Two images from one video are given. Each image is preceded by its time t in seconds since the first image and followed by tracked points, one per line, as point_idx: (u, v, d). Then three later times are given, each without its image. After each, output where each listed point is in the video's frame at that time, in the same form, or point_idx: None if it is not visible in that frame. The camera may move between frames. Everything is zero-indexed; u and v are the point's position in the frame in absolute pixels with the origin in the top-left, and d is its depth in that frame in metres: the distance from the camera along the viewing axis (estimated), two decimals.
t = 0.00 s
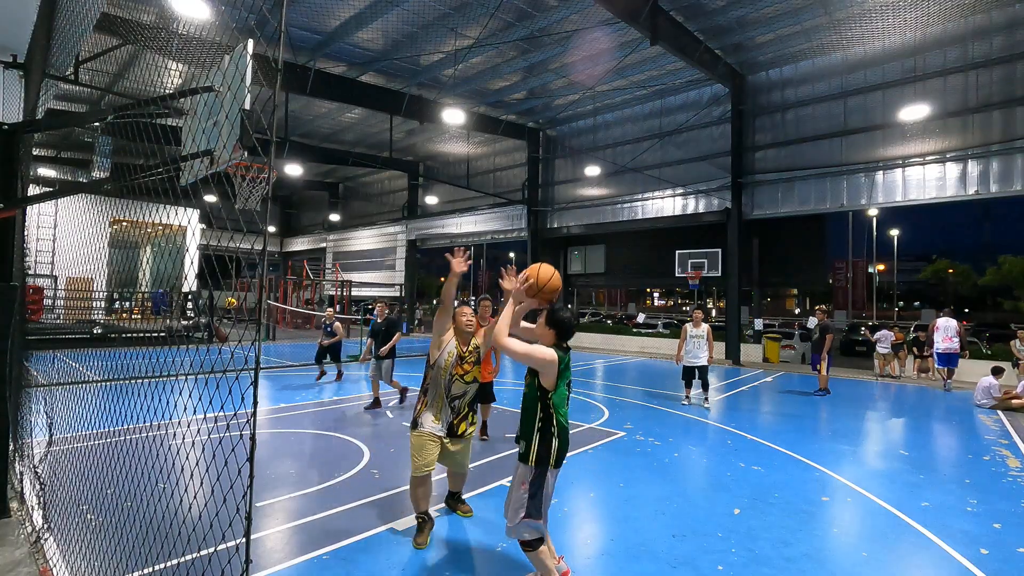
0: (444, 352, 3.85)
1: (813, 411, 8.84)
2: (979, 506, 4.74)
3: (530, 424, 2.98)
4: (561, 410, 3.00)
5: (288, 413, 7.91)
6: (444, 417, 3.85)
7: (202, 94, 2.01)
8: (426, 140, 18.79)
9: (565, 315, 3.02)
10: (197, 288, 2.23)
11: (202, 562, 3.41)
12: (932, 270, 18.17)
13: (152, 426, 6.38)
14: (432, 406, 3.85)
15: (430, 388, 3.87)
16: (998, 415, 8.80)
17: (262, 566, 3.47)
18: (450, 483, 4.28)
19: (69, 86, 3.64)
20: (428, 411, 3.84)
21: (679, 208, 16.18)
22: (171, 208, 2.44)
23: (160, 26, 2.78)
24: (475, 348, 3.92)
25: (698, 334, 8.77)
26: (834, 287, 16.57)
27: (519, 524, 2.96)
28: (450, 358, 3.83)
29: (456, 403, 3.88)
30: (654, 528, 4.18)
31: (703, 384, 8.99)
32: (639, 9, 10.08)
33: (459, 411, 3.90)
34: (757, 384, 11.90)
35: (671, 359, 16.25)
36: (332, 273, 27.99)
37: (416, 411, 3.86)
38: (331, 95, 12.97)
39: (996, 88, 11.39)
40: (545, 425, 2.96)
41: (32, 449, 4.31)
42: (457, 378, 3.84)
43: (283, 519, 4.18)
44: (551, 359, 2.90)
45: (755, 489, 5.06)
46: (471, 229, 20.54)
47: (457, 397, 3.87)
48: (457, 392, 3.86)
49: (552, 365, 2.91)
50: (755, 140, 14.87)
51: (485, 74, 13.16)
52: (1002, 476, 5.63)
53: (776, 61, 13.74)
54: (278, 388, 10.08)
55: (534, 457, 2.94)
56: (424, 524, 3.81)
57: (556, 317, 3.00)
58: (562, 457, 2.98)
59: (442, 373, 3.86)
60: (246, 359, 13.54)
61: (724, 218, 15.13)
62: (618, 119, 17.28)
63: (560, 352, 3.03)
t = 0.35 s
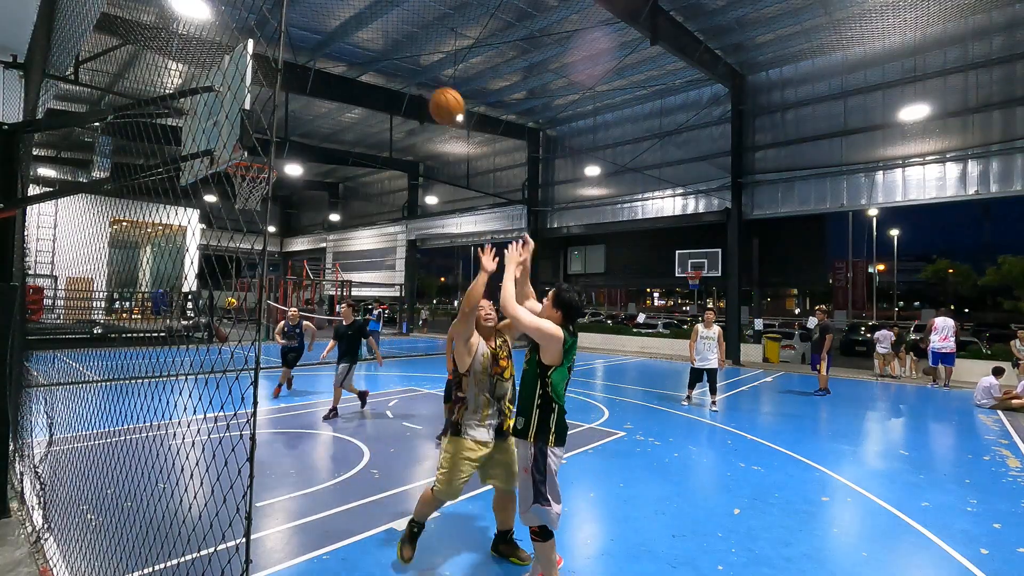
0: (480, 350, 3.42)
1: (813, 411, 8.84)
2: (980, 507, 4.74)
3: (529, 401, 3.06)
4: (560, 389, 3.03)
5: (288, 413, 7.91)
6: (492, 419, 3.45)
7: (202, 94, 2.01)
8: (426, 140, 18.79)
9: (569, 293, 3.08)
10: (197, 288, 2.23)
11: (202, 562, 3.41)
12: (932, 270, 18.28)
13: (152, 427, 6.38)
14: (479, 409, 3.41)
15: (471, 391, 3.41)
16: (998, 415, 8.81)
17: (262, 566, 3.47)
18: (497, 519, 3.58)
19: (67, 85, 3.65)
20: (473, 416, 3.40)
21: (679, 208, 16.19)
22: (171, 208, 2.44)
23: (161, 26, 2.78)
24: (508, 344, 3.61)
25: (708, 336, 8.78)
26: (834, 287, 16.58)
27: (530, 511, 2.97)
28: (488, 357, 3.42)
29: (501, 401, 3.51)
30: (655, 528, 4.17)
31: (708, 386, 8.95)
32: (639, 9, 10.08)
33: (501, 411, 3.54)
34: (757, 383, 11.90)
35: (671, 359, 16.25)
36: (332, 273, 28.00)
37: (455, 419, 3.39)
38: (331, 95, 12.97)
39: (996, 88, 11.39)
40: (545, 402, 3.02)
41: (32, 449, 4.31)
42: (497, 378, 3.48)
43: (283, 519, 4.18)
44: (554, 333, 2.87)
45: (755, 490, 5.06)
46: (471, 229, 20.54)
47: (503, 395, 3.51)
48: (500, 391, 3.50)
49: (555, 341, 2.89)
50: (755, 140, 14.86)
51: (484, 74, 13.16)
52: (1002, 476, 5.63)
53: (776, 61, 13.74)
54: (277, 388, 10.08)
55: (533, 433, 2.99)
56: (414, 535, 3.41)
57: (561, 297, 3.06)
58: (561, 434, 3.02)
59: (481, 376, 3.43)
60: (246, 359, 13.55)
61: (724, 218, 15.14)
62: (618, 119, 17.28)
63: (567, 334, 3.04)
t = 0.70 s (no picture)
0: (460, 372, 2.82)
1: (814, 411, 8.84)
2: (980, 507, 4.74)
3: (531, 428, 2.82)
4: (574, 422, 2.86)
5: (288, 413, 7.90)
6: (486, 458, 2.75)
7: (202, 94, 2.01)
8: (426, 140, 18.79)
9: (599, 317, 2.80)
10: (197, 288, 2.23)
11: (201, 562, 3.42)
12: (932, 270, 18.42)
13: (152, 427, 6.38)
14: (466, 447, 2.75)
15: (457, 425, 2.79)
16: (998, 415, 8.81)
17: (262, 566, 3.47)
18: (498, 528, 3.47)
19: (67, 86, 3.65)
20: (463, 455, 2.74)
21: (679, 208, 16.18)
22: (171, 208, 2.44)
23: (161, 26, 2.78)
24: (502, 363, 2.91)
25: (715, 335, 8.68)
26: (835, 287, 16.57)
27: (524, 525, 2.88)
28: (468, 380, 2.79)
29: (496, 432, 2.80)
30: (655, 528, 4.17)
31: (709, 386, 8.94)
32: (639, 9, 10.08)
33: (502, 443, 2.82)
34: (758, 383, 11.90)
35: (671, 360, 16.25)
36: (332, 273, 28.00)
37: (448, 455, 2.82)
38: (331, 95, 12.97)
39: (996, 88, 11.39)
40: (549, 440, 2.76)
41: (32, 449, 4.31)
42: (485, 402, 2.79)
43: (282, 520, 4.18)
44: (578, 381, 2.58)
45: (756, 490, 5.06)
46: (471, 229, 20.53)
47: (496, 425, 2.80)
48: (492, 421, 2.79)
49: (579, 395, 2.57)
50: (755, 140, 14.86)
51: (484, 74, 13.16)
52: (1002, 476, 5.63)
53: (776, 61, 13.74)
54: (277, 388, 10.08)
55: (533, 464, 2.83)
56: None
57: (591, 318, 2.80)
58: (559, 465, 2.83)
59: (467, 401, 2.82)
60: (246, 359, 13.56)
61: (724, 218, 15.14)
62: (618, 119, 17.27)
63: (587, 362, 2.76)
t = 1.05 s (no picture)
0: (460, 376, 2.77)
1: (814, 411, 8.84)
2: (980, 506, 4.74)
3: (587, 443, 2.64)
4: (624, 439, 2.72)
5: (288, 413, 7.91)
6: (464, 465, 2.60)
7: (202, 94, 2.01)
8: (426, 140, 18.79)
9: (653, 328, 2.64)
10: (198, 288, 2.23)
11: (201, 562, 3.42)
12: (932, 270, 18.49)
13: (152, 427, 6.39)
14: (453, 451, 2.69)
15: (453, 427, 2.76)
16: (998, 415, 8.81)
17: (262, 566, 3.47)
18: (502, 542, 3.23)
19: (67, 86, 3.66)
20: (452, 459, 2.69)
21: (679, 208, 16.18)
22: (171, 208, 2.44)
23: (161, 26, 2.78)
24: (494, 369, 2.64)
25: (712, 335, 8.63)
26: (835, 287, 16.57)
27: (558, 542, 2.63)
28: (460, 384, 2.72)
29: (477, 442, 2.58)
30: (655, 528, 4.18)
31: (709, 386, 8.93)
32: (639, 9, 10.08)
33: (488, 453, 2.55)
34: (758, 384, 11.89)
35: (670, 360, 16.25)
36: (332, 273, 27.99)
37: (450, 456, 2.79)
38: (331, 95, 12.97)
39: (996, 88, 11.39)
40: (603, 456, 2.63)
41: (32, 449, 4.30)
42: (471, 408, 2.63)
43: (282, 519, 4.18)
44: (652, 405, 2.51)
45: (755, 489, 5.06)
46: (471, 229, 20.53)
47: (477, 433, 2.58)
48: (475, 429, 2.60)
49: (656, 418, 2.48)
50: (755, 140, 14.86)
51: (484, 74, 13.16)
52: (1002, 476, 5.63)
53: (776, 61, 13.74)
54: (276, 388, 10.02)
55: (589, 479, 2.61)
56: None
57: (645, 330, 2.62)
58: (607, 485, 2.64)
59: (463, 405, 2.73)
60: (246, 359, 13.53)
61: (724, 218, 15.14)
62: (618, 119, 17.28)
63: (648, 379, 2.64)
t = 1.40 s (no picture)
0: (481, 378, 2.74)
1: (814, 411, 8.83)
2: (980, 506, 4.74)
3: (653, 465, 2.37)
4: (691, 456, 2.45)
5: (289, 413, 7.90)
6: (478, 466, 2.62)
7: (202, 94, 2.01)
8: (426, 140, 18.78)
9: (720, 338, 2.28)
10: (197, 289, 2.22)
11: (201, 562, 3.43)
12: (932, 270, 18.10)
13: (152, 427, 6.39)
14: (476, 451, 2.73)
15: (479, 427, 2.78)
16: (998, 415, 8.81)
17: (262, 566, 3.46)
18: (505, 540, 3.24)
19: (67, 86, 3.66)
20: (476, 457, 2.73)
21: (679, 208, 16.17)
22: (171, 208, 2.44)
23: (161, 26, 2.78)
24: (495, 375, 2.55)
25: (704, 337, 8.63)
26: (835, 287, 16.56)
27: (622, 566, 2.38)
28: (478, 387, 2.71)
29: (486, 445, 2.56)
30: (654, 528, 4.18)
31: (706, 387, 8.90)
32: (638, 9, 10.08)
33: (495, 459, 2.52)
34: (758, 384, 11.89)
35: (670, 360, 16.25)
36: (332, 273, 27.98)
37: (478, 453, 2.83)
38: (331, 95, 12.97)
39: (996, 88, 11.39)
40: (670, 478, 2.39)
41: (32, 449, 4.30)
42: (480, 412, 2.60)
43: (282, 519, 4.18)
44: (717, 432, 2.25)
45: (755, 489, 5.07)
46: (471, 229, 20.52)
47: (485, 438, 2.56)
48: (482, 434, 2.58)
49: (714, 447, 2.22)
50: (755, 141, 14.86)
51: (484, 74, 13.16)
52: (1002, 476, 5.63)
53: (775, 61, 13.74)
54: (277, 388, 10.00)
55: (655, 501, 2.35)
56: None
57: (710, 338, 2.27)
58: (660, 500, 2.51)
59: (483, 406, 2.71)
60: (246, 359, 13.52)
61: (724, 218, 15.13)
62: (618, 119, 17.27)
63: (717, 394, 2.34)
